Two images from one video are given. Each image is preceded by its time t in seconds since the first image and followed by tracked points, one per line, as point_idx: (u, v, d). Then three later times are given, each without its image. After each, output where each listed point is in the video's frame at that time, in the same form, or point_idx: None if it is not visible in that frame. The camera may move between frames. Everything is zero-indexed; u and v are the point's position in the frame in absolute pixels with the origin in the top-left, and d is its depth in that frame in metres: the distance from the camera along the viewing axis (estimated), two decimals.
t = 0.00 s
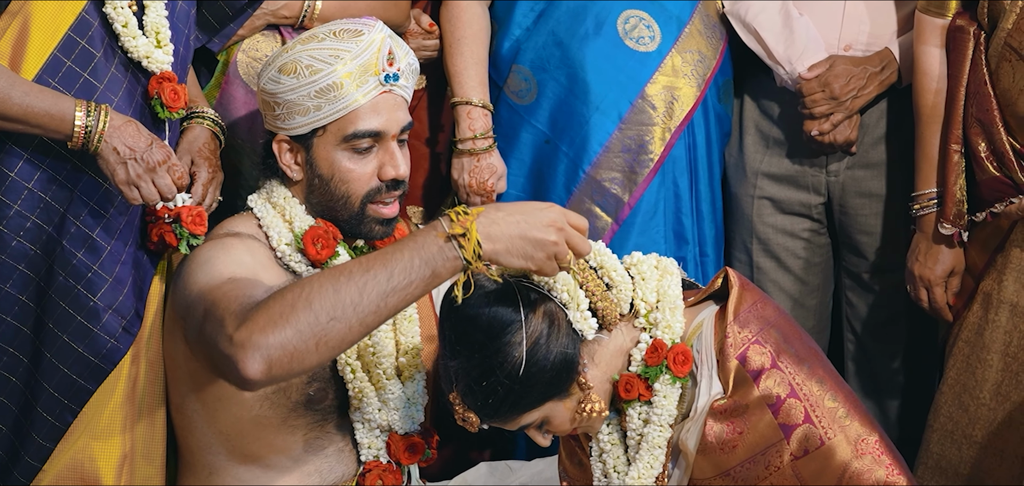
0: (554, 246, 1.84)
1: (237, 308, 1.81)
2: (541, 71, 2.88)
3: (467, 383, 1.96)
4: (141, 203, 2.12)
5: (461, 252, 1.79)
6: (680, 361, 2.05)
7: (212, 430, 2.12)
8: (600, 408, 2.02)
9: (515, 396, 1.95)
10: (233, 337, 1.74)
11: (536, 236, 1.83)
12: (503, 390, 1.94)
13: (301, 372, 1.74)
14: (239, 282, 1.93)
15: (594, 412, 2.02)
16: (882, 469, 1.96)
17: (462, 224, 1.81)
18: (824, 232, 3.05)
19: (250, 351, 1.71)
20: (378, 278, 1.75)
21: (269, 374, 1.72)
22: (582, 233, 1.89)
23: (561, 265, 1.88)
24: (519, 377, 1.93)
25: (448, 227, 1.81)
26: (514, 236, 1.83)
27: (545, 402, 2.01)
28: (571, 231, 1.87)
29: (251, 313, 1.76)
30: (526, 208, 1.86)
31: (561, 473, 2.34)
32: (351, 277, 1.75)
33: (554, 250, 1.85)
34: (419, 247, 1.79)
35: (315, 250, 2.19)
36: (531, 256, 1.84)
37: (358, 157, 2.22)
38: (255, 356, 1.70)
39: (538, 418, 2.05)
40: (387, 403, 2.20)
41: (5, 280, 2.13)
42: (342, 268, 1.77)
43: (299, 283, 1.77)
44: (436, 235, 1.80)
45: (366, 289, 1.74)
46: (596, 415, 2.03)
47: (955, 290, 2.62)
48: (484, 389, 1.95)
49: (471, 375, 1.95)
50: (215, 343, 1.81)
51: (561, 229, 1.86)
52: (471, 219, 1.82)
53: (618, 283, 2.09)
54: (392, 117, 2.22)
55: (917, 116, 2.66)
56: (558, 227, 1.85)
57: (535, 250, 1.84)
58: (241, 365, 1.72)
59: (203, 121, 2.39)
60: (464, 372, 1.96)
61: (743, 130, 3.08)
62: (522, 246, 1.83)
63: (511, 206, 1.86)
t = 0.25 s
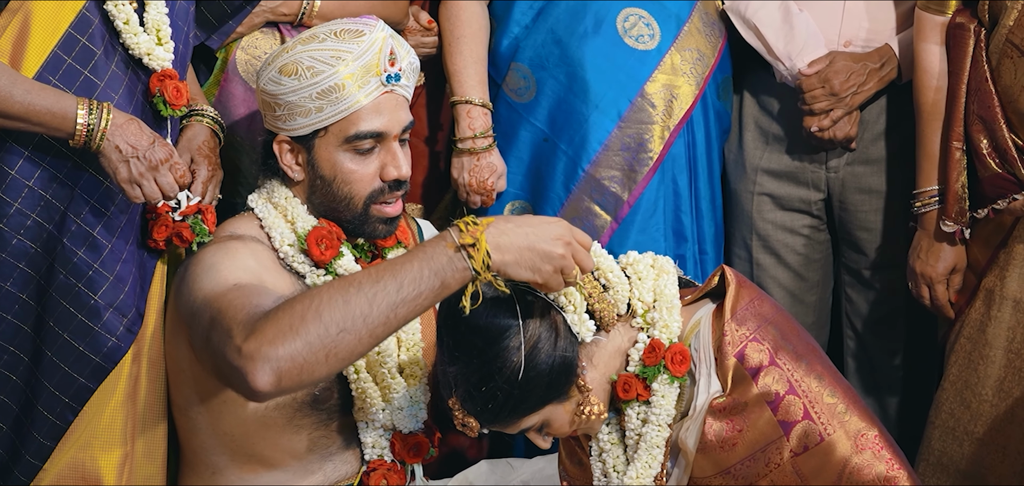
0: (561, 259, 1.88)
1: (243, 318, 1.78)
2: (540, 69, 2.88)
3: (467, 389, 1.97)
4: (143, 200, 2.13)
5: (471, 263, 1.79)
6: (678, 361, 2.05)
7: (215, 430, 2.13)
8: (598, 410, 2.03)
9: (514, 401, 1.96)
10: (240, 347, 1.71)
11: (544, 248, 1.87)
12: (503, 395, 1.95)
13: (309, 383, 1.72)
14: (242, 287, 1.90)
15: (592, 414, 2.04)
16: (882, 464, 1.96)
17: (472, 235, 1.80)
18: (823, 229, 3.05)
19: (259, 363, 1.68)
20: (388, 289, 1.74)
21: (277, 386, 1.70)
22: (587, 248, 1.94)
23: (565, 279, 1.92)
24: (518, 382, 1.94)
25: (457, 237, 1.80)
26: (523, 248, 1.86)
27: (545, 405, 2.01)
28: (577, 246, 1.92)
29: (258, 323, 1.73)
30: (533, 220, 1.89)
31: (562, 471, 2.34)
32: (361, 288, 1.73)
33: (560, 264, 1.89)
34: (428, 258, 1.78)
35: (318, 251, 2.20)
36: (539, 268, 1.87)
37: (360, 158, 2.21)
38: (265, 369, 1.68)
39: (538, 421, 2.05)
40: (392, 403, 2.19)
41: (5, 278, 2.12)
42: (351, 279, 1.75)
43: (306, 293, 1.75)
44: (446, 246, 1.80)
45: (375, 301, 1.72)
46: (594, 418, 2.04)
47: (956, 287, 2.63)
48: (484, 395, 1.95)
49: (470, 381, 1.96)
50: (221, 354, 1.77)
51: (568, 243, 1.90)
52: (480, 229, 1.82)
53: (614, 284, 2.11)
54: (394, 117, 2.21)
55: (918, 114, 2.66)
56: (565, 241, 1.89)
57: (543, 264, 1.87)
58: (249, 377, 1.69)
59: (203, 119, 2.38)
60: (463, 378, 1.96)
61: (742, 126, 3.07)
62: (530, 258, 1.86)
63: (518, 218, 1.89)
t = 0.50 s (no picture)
0: (563, 270, 1.88)
1: (245, 329, 1.77)
2: (538, 68, 2.88)
3: (463, 394, 1.99)
4: (143, 198, 2.13)
5: (473, 275, 1.81)
6: (674, 360, 2.04)
7: (213, 429, 2.13)
8: (595, 412, 2.03)
9: (511, 405, 1.97)
10: (242, 358, 1.71)
11: (547, 259, 1.87)
12: (499, 398, 1.96)
13: (311, 394, 1.73)
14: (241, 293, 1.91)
15: (588, 416, 2.03)
16: (879, 460, 1.96)
17: (474, 246, 1.82)
18: (821, 226, 3.06)
19: (262, 375, 1.68)
20: (391, 300, 1.76)
21: (280, 398, 1.70)
22: (589, 257, 1.95)
23: (566, 288, 1.92)
24: (514, 386, 1.95)
25: (460, 249, 1.83)
26: (525, 260, 1.87)
27: (544, 407, 2.02)
28: (579, 255, 1.92)
29: (259, 334, 1.73)
30: (535, 230, 1.90)
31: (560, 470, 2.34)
32: (365, 300, 1.75)
33: (562, 275, 1.89)
34: (431, 270, 1.81)
35: (315, 252, 2.18)
36: (540, 279, 1.88)
37: (356, 159, 2.21)
38: (268, 380, 1.68)
39: (536, 424, 2.06)
40: (391, 403, 2.18)
41: (3, 277, 2.12)
42: (354, 291, 1.77)
43: (309, 304, 1.76)
44: (448, 258, 1.82)
45: (379, 313, 1.74)
46: (590, 419, 2.04)
47: (953, 284, 2.64)
48: (480, 399, 1.97)
49: (467, 385, 1.98)
50: (223, 365, 1.76)
51: (569, 254, 1.91)
52: (483, 241, 1.84)
53: (609, 284, 2.10)
54: (390, 118, 2.21)
55: (916, 111, 2.66)
56: (567, 251, 1.90)
57: (544, 273, 1.88)
58: (252, 389, 1.69)
59: (201, 117, 2.36)
60: (460, 383, 1.98)
61: (740, 123, 3.07)
62: (533, 268, 1.87)
63: (521, 229, 1.91)
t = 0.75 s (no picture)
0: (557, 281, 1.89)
1: (238, 332, 1.76)
2: (530, 67, 2.88)
3: (455, 397, 1.98)
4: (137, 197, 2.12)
5: (469, 284, 1.82)
6: (665, 359, 2.05)
7: (206, 430, 2.12)
8: (587, 412, 2.03)
9: (503, 407, 1.97)
10: (236, 363, 1.71)
11: (541, 269, 1.88)
12: (492, 400, 1.96)
13: (305, 399, 1.73)
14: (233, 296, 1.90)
15: (580, 417, 2.03)
16: (871, 456, 1.98)
17: (471, 256, 1.83)
18: (813, 223, 3.06)
19: (256, 380, 1.68)
20: (386, 307, 1.76)
21: (273, 402, 1.70)
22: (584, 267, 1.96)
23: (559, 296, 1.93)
24: (506, 388, 1.95)
25: (456, 257, 1.83)
26: (520, 269, 1.87)
27: (535, 409, 2.02)
28: (573, 264, 1.93)
29: (253, 339, 1.73)
30: (531, 240, 1.91)
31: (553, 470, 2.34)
32: (360, 306, 1.75)
33: (555, 284, 1.90)
34: (427, 278, 1.81)
35: (306, 253, 2.18)
36: (534, 288, 1.89)
37: (344, 163, 2.20)
38: (262, 385, 1.68)
39: (528, 425, 2.06)
40: (382, 404, 2.18)
41: None
42: (349, 297, 1.77)
43: (304, 310, 1.76)
44: (444, 266, 1.82)
45: (374, 320, 1.74)
46: (581, 421, 2.03)
47: (945, 282, 2.65)
48: (472, 401, 1.96)
49: (458, 387, 1.97)
50: (217, 369, 1.76)
51: (564, 264, 1.91)
52: (480, 250, 1.84)
53: (599, 284, 2.12)
54: (379, 122, 2.19)
55: (908, 109, 2.67)
56: (562, 261, 1.91)
57: (538, 283, 1.89)
58: (245, 393, 1.69)
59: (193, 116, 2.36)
60: (451, 385, 1.97)
61: (732, 120, 3.08)
62: (527, 278, 1.87)
63: (517, 238, 1.91)
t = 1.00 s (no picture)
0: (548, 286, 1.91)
1: (224, 331, 1.75)
2: (517, 66, 2.88)
3: (441, 401, 1.97)
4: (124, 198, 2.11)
5: (458, 290, 1.82)
6: (651, 359, 2.05)
7: (193, 430, 2.11)
8: (574, 414, 2.03)
9: (490, 410, 1.97)
10: (222, 360, 1.70)
11: (530, 275, 1.89)
12: (478, 404, 1.95)
13: (290, 399, 1.72)
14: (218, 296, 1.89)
15: (567, 419, 2.04)
16: (858, 451, 1.98)
17: (461, 262, 1.83)
18: (800, 221, 3.07)
19: (243, 378, 1.67)
20: (375, 309, 1.76)
21: (259, 402, 1.69)
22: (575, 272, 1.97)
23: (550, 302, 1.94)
24: (492, 391, 1.94)
25: (446, 263, 1.84)
26: (510, 275, 1.87)
27: (522, 411, 2.02)
28: (562, 270, 1.95)
29: (240, 336, 1.72)
30: (521, 246, 1.92)
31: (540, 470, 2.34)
32: (350, 307, 1.75)
33: (545, 290, 1.91)
34: (415, 281, 1.81)
35: (289, 254, 2.18)
36: (524, 294, 1.89)
37: (327, 165, 2.18)
38: (248, 383, 1.67)
39: (516, 427, 2.06)
40: (368, 404, 2.17)
41: None
42: (339, 298, 1.77)
43: (292, 310, 1.75)
44: (434, 271, 1.83)
45: (363, 322, 1.74)
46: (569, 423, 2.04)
47: (931, 279, 2.65)
48: (459, 405, 1.96)
49: (445, 392, 1.96)
50: (200, 367, 1.75)
51: (553, 270, 1.93)
52: (469, 257, 1.85)
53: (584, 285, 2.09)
54: (363, 124, 2.17)
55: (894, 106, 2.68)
56: (552, 267, 1.92)
57: (528, 289, 1.89)
58: (231, 392, 1.68)
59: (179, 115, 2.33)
60: (437, 389, 1.97)
61: (719, 118, 3.08)
62: (517, 284, 1.88)
63: (505, 245, 1.92)
